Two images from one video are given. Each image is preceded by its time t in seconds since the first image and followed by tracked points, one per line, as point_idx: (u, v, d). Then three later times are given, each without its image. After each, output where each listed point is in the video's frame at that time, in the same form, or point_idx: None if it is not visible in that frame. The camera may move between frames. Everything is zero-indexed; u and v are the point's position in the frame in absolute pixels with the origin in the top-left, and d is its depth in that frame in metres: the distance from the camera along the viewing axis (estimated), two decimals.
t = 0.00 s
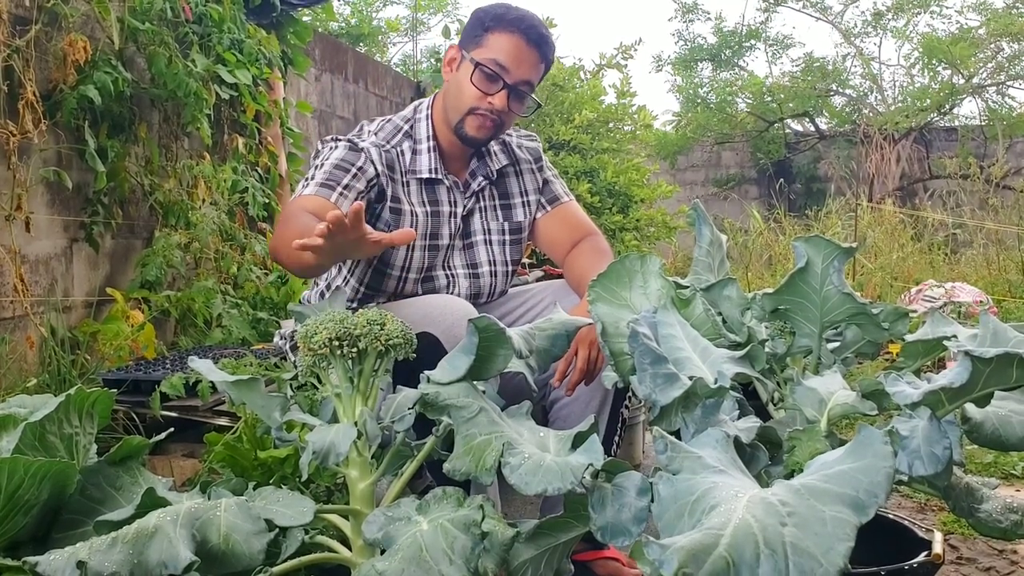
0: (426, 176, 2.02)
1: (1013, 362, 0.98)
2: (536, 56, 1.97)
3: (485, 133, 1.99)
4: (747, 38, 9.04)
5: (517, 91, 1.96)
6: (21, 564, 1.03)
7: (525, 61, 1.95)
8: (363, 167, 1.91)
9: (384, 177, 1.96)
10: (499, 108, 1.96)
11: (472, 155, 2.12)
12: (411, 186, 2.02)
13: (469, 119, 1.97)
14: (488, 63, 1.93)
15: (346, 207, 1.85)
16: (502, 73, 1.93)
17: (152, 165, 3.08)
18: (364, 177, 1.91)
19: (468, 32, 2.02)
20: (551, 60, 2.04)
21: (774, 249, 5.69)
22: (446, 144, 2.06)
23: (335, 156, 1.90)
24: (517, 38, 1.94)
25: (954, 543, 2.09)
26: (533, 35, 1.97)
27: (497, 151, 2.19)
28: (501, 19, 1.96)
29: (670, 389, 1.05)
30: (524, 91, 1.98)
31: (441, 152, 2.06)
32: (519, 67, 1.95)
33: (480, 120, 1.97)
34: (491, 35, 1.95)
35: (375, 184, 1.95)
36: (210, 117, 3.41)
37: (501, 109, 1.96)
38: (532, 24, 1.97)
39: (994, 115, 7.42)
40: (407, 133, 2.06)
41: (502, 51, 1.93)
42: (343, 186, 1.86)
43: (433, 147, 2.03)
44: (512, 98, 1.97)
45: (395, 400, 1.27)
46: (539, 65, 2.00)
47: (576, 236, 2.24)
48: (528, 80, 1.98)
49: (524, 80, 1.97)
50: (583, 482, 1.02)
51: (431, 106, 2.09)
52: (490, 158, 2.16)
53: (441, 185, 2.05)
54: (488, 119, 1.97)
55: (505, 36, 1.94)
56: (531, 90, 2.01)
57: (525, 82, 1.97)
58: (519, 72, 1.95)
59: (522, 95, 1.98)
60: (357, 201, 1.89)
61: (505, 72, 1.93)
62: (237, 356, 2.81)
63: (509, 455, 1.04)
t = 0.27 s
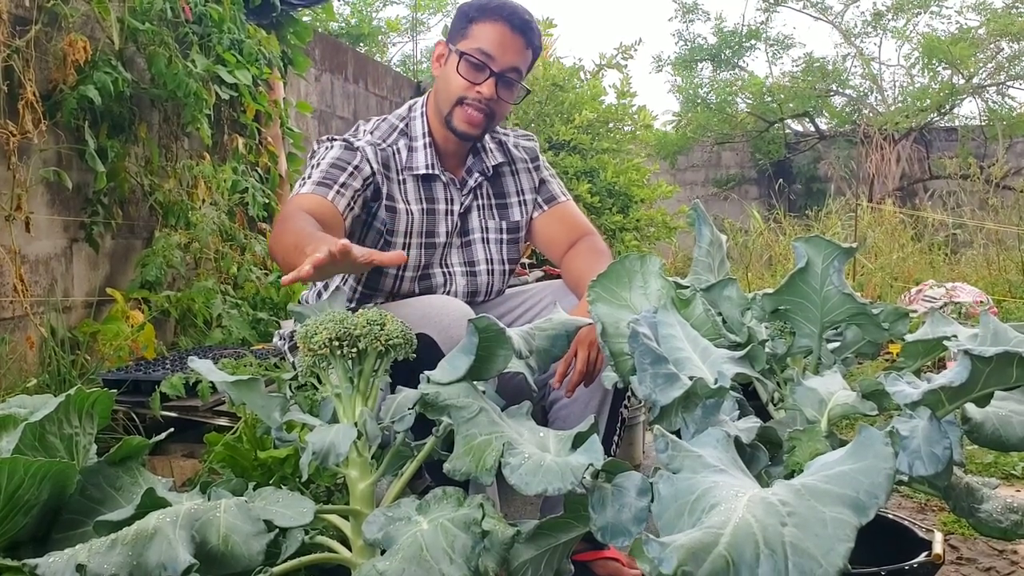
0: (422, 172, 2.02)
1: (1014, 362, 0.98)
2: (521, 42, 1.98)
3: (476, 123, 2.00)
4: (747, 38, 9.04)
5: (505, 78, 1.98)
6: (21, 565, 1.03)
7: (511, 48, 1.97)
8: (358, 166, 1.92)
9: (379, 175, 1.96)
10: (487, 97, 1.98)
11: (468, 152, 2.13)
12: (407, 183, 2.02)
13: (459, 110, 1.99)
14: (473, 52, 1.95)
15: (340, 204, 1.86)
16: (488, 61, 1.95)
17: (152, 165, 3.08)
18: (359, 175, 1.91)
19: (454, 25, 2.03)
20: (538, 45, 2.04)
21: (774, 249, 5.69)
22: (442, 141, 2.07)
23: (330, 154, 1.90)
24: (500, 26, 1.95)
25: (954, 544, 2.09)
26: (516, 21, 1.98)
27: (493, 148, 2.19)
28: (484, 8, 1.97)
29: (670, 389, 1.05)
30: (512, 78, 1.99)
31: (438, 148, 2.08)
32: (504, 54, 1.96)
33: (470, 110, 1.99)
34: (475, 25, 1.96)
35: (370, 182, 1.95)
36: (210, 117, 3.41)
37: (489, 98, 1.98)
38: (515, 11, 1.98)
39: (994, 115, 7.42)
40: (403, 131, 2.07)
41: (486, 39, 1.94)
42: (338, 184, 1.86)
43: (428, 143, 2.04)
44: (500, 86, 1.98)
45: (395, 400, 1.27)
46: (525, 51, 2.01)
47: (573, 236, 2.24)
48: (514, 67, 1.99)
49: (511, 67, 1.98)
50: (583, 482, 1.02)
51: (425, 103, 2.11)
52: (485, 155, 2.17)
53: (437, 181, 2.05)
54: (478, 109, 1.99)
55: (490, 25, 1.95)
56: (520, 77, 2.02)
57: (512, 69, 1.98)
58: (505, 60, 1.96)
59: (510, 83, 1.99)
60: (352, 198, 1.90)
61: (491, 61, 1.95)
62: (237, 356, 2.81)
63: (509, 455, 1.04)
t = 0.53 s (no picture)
0: (416, 170, 2.04)
1: (1013, 361, 0.98)
2: (515, 42, 1.96)
3: (471, 124, 1.98)
4: (747, 38, 9.04)
5: (499, 78, 1.95)
6: (21, 564, 1.03)
7: (504, 48, 1.94)
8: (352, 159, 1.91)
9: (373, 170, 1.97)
10: (481, 98, 1.96)
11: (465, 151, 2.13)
12: (402, 181, 2.04)
13: (454, 112, 1.97)
14: (467, 53, 1.93)
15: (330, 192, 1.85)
16: (481, 62, 1.93)
17: (152, 165, 3.08)
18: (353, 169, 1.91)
19: (448, 25, 2.02)
20: (534, 44, 2.02)
21: (774, 249, 5.69)
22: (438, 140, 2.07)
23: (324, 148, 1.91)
24: (494, 25, 1.93)
25: (954, 544, 2.09)
26: (510, 21, 1.96)
27: (490, 147, 2.19)
28: (478, 9, 1.96)
29: (670, 389, 1.05)
30: (507, 78, 1.96)
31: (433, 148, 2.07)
32: (498, 54, 1.93)
33: (464, 111, 1.97)
34: (469, 25, 1.95)
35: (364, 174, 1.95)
36: (210, 117, 3.41)
37: (483, 99, 1.95)
38: (509, 10, 1.96)
39: (994, 115, 7.42)
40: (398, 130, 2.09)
41: (479, 40, 1.92)
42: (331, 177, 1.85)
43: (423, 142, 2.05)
44: (495, 87, 1.96)
45: (395, 400, 1.27)
46: (520, 50, 1.98)
47: (572, 236, 2.24)
48: (509, 67, 1.96)
49: (506, 68, 1.95)
50: (583, 482, 1.02)
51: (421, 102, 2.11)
52: (482, 154, 2.17)
53: (431, 180, 2.07)
54: (471, 110, 1.97)
55: (483, 25, 1.93)
56: (515, 77, 1.99)
57: (507, 69, 1.96)
58: (499, 60, 1.93)
59: (505, 83, 1.96)
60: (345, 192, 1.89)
61: (484, 62, 1.93)
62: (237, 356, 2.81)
63: (509, 455, 1.04)
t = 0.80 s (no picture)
0: (418, 176, 2.03)
1: (1013, 361, 0.98)
2: (524, 63, 1.94)
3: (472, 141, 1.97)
4: (747, 37, 9.04)
5: (504, 99, 1.93)
6: (21, 564, 1.03)
7: (513, 69, 1.92)
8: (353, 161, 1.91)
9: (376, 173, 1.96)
10: (485, 118, 1.94)
11: (467, 157, 2.12)
12: (403, 185, 2.03)
13: (456, 127, 1.96)
14: (474, 71, 1.91)
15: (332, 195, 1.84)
16: (488, 82, 1.91)
17: (152, 165, 3.08)
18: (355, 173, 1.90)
19: (458, 38, 1.99)
20: (541, 65, 2.01)
21: (774, 248, 5.70)
22: (439, 148, 2.06)
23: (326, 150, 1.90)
24: (505, 46, 1.91)
25: (954, 543, 2.09)
26: (520, 42, 1.94)
27: (493, 152, 2.19)
28: (490, 26, 1.94)
29: (670, 389, 1.05)
30: (512, 99, 1.94)
31: (433, 154, 2.07)
32: (506, 76, 1.92)
33: (467, 128, 1.95)
34: (478, 43, 1.93)
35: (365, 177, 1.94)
36: (210, 117, 3.41)
37: (487, 119, 1.93)
38: (521, 31, 1.94)
39: (994, 115, 7.42)
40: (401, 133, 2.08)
41: (488, 60, 1.90)
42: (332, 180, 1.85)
43: (425, 148, 2.04)
44: (499, 107, 1.94)
45: (395, 400, 1.27)
46: (528, 72, 1.97)
47: (573, 235, 2.24)
48: (515, 89, 1.94)
49: (512, 89, 1.93)
50: (583, 482, 1.02)
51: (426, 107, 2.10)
52: (485, 159, 2.16)
53: (434, 185, 2.06)
54: (473, 129, 1.95)
55: (494, 44, 1.91)
56: (520, 99, 1.97)
57: (513, 90, 1.94)
58: (505, 80, 1.91)
59: (510, 104, 1.95)
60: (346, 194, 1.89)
61: (490, 82, 1.91)
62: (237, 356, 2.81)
63: (509, 455, 1.04)
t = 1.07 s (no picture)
0: (422, 171, 2.03)
1: (1013, 361, 0.98)
2: (512, 28, 2.02)
3: (478, 114, 2.03)
4: (747, 38, 9.05)
5: (500, 64, 2.02)
6: (21, 564, 1.03)
7: (503, 35, 2.01)
8: (357, 168, 1.92)
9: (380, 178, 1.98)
10: (487, 86, 2.02)
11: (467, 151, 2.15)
12: (405, 181, 2.03)
13: (460, 104, 2.02)
14: (467, 44, 1.99)
15: (339, 208, 1.86)
16: (482, 51, 1.99)
17: (152, 165, 3.08)
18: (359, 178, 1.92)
19: (443, 24, 2.07)
20: (529, 32, 2.09)
21: (774, 248, 5.70)
22: (443, 139, 2.09)
23: (330, 156, 1.91)
24: (491, 15, 2.00)
25: (954, 543, 2.09)
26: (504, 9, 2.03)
27: (492, 146, 2.20)
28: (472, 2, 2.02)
29: (670, 389, 1.05)
30: (508, 64, 2.03)
31: (439, 147, 2.10)
32: (497, 42, 2.00)
33: (471, 102, 2.02)
34: (465, 18, 2.01)
35: (370, 185, 1.96)
36: (210, 117, 3.41)
37: (488, 87, 2.02)
38: None
39: (994, 115, 7.42)
40: (402, 132, 2.10)
41: (478, 31, 1.99)
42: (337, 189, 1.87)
43: (429, 142, 2.06)
44: (497, 74, 2.02)
45: (395, 400, 1.27)
46: (517, 38, 2.05)
47: (574, 235, 2.23)
48: (509, 54, 2.03)
49: (506, 54, 2.02)
50: (583, 482, 1.02)
51: (422, 104, 2.13)
52: (484, 154, 2.17)
53: (436, 181, 2.06)
54: (478, 100, 2.02)
55: (480, 16, 1.99)
56: (516, 64, 2.06)
57: (507, 55, 2.02)
58: (498, 46, 2.00)
59: (507, 70, 2.03)
60: (351, 201, 1.90)
61: (485, 50, 1.99)
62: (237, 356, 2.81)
63: (509, 455, 1.04)
